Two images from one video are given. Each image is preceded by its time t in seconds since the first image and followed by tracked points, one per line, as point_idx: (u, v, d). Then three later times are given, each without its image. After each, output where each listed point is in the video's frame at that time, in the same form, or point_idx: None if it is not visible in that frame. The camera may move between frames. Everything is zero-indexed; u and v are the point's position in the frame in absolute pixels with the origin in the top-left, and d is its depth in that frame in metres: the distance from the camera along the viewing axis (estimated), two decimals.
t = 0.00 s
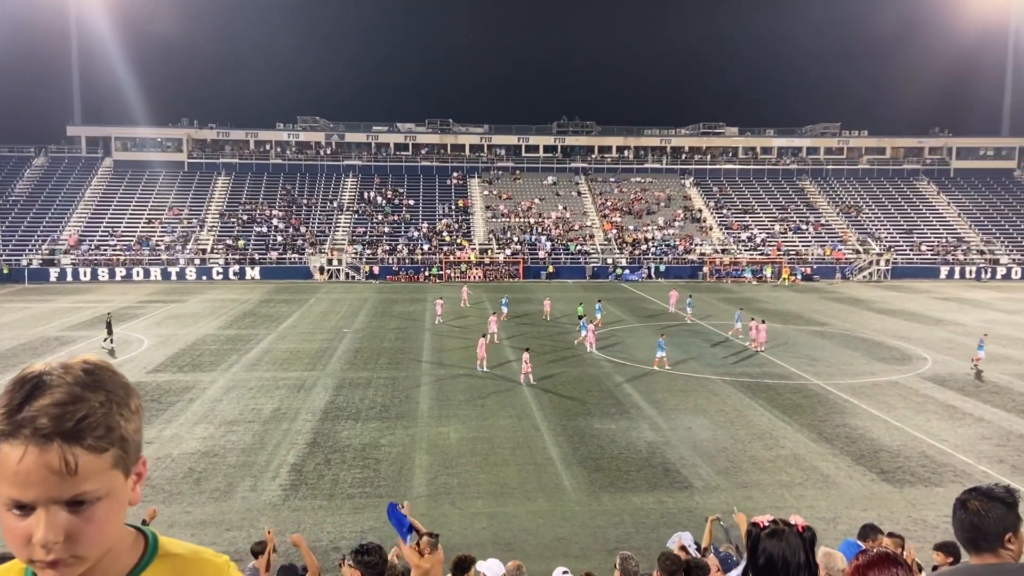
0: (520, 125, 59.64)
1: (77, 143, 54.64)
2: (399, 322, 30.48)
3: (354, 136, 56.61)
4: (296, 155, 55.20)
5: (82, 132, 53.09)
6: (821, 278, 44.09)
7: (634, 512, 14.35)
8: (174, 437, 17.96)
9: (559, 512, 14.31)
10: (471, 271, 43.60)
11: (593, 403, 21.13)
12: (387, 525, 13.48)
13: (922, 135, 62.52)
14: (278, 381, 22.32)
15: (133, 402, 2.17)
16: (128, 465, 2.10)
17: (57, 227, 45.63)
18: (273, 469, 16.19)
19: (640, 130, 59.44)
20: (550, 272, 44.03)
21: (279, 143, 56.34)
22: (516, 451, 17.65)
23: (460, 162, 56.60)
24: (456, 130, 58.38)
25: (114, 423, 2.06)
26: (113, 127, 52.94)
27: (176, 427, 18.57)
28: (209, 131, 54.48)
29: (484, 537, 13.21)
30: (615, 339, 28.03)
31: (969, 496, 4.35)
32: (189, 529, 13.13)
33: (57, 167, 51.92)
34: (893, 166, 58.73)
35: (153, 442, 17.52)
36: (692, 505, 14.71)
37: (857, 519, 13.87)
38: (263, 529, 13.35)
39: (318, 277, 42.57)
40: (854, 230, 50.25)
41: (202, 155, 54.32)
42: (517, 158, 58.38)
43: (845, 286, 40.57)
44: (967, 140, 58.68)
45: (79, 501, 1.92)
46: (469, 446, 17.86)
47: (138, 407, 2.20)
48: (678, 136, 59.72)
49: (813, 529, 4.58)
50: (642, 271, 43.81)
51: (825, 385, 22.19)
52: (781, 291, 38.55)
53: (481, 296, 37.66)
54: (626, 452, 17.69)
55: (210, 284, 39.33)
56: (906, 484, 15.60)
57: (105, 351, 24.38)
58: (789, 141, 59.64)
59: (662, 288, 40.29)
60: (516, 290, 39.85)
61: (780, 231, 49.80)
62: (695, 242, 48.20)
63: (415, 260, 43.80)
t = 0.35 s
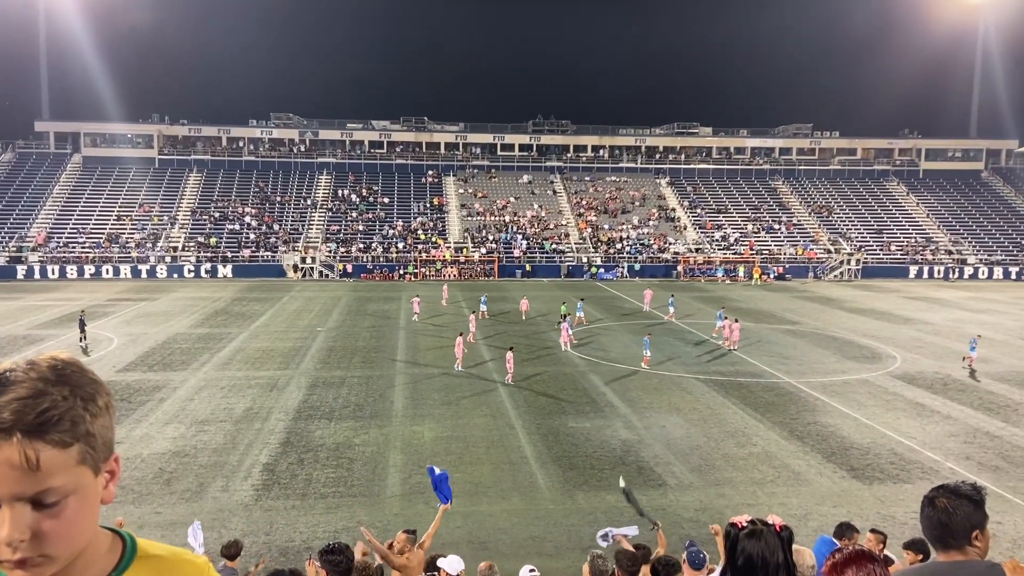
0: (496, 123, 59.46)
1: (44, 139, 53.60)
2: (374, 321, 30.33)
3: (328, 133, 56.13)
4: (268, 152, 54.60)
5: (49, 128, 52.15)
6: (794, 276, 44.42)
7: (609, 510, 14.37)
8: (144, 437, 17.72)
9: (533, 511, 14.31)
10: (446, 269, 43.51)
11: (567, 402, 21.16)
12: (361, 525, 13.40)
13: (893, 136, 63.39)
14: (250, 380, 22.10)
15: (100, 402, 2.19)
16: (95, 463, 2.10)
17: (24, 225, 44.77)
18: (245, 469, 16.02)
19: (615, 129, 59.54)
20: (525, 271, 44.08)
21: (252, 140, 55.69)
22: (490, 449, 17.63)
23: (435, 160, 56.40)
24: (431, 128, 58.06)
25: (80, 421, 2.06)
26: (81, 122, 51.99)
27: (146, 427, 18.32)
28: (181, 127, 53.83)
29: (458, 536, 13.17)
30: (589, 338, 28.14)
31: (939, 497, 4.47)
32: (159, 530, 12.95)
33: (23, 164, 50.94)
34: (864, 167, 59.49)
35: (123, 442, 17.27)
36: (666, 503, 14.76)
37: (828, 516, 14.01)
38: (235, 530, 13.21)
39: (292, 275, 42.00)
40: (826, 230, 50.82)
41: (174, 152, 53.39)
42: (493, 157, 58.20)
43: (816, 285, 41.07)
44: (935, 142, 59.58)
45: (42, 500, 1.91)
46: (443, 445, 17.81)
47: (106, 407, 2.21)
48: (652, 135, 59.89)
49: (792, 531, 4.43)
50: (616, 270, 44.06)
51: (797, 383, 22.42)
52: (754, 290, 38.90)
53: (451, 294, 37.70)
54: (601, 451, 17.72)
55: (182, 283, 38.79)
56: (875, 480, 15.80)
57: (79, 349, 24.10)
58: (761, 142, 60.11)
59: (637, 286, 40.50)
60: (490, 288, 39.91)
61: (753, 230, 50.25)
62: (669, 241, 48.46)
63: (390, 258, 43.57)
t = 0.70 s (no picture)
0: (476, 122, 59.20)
1: (17, 135, 52.73)
2: (353, 319, 30.20)
3: (307, 131, 55.71)
4: (246, 149, 54.05)
5: (23, 123, 51.38)
6: (771, 277, 45.06)
7: (587, 508, 14.40)
8: (120, 436, 17.52)
9: (512, 509, 14.31)
10: (426, 268, 43.38)
11: (546, 401, 21.16)
12: (339, 524, 13.33)
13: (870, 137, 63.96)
14: (228, 379, 21.91)
15: (65, 399, 2.06)
16: (62, 462, 2.00)
17: None
18: (222, 468, 15.88)
19: (595, 128, 59.49)
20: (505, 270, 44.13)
21: (230, 137, 55.09)
22: (469, 448, 17.60)
23: (415, 158, 56.19)
24: (411, 126, 57.75)
25: (40, 418, 1.95)
26: (55, 118, 51.20)
27: (121, 426, 18.11)
28: (158, 123, 53.17)
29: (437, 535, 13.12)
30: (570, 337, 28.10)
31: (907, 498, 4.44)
32: (135, 530, 12.81)
33: None
34: (841, 168, 60.00)
35: (98, 442, 17.05)
36: (644, 501, 14.81)
37: (804, 513, 14.13)
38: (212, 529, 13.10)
39: (269, 273, 41.81)
40: (803, 230, 51.24)
41: (150, 148, 52.65)
42: (473, 155, 58.01)
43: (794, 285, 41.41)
44: (910, 143, 60.22)
45: (7, 499, 1.82)
46: (422, 444, 17.76)
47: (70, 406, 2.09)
48: (632, 135, 59.93)
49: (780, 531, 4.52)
50: (596, 268, 44.26)
51: (775, 382, 22.60)
52: (733, 290, 39.13)
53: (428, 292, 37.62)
54: (580, 449, 17.75)
55: (160, 281, 38.37)
56: (851, 478, 15.94)
57: (59, 347, 23.93)
58: (740, 142, 60.29)
59: (617, 286, 40.64)
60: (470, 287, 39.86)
61: (732, 230, 50.55)
62: (649, 240, 48.59)
63: (369, 256, 43.39)
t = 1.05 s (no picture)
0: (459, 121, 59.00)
1: None
2: (336, 318, 30.07)
3: (290, 129, 55.33)
4: (228, 148, 53.62)
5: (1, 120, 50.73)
6: (753, 277, 45.38)
7: (571, 508, 14.41)
8: (100, 436, 17.37)
9: (496, 509, 14.29)
10: (409, 267, 43.26)
11: (530, 401, 21.15)
12: (322, 524, 13.27)
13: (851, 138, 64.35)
14: (209, 379, 21.77)
15: None
16: None
17: None
18: (203, 468, 15.78)
19: (580, 128, 59.41)
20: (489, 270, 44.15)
21: (212, 135, 54.63)
22: (452, 448, 17.58)
23: (399, 157, 55.99)
24: (395, 125, 57.51)
25: None
26: (34, 115, 50.55)
27: (100, 427, 17.94)
28: (138, 121, 52.62)
29: (420, 534, 13.09)
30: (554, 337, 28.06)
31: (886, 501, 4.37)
32: (115, 531, 12.71)
33: None
34: (823, 168, 60.38)
35: (77, 442, 16.90)
36: (628, 500, 14.84)
37: (785, 512, 14.20)
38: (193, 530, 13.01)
39: (251, 272, 41.62)
40: (785, 230, 51.58)
41: (131, 146, 52.09)
42: (457, 154, 57.88)
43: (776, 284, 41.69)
44: (891, 144, 60.68)
45: None
46: (405, 444, 17.71)
47: None
48: (616, 134, 59.93)
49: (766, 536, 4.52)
50: (580, 268, 44.43)
51: (758, 381, 22.70)
52: (717, 289, 39.28)
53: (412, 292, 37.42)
54: (563, 449, 17.74)
55: (142, 280, 38.06)
56: (833, 476, 16.03)
57: (45, 345, 23.84)
58: (724, 142, 60.36)
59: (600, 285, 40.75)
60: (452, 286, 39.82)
61: (715, 229, 50.76)
62: (633, 240, 48.70)
63: (352, 255, 43.25)
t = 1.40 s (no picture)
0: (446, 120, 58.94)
1: None
2: (322, 317, 29.96)
3: (275, 127, 55.04)
4: (213, 146, 53.25)
5: None
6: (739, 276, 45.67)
7: (558, 506, 14.43)
8: (83, 436, 17.23)
9: (482, 508, 14.29)
10: (396, 266, 43.16)
11: (517, 400, 21.15)
12: (308, 524, 13.23)
13: (836, 138, 64.77)
14: (194, 378, 21.63)
15: None
16: None
17: None
18: (188, 468, 15.68)
19: (566, 127, 59.44)
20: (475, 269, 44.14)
21: (197, 133, 54.23)
22: (439, 447, 17.55)
23: (385, 156, 55.82)
24: (381, 124, 57.36)
25: None
26: (15, 113, 49.96)
27: (83, 427, 17.79)
28: (122, 118, 52.14)
29: (407, 534, 13.06)
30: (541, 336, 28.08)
31: (876, 497, 4.35)
32: (99, 532, 12.61)
33: None
34: (808, 168, 60.76)
35: (60, 442, 16.75)
36: (614, 498, 14.87)
37: (770, 509, 14.28)
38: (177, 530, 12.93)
39: (237, 270, 41.43)
40: (771, 229, 51.91)
41: (115, 144, 51.61)
42: (444, 153, 57.81)
43: (761, 284, 41.93)
44: (875, 144, 61.13)
45: None
46: (392, 443, 17.67)
47: None
48: (603, 134, 60.03)
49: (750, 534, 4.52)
50: (567, 267, 44.57)
51: (743, 379, 22.82)
52: (703, 288, 39.45)
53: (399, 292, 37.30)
54: (550, 448, 17.75)
55: (127, 279, 37.79)
56: (817, 474, 16.13)
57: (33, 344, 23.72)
58: (709, 142, 60.53)
59: (587, 284, 40.83)
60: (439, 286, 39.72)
61: (701, 229, 50.99)
62: (619, 239, 48.83)
63: (339, 254, 43.11)
